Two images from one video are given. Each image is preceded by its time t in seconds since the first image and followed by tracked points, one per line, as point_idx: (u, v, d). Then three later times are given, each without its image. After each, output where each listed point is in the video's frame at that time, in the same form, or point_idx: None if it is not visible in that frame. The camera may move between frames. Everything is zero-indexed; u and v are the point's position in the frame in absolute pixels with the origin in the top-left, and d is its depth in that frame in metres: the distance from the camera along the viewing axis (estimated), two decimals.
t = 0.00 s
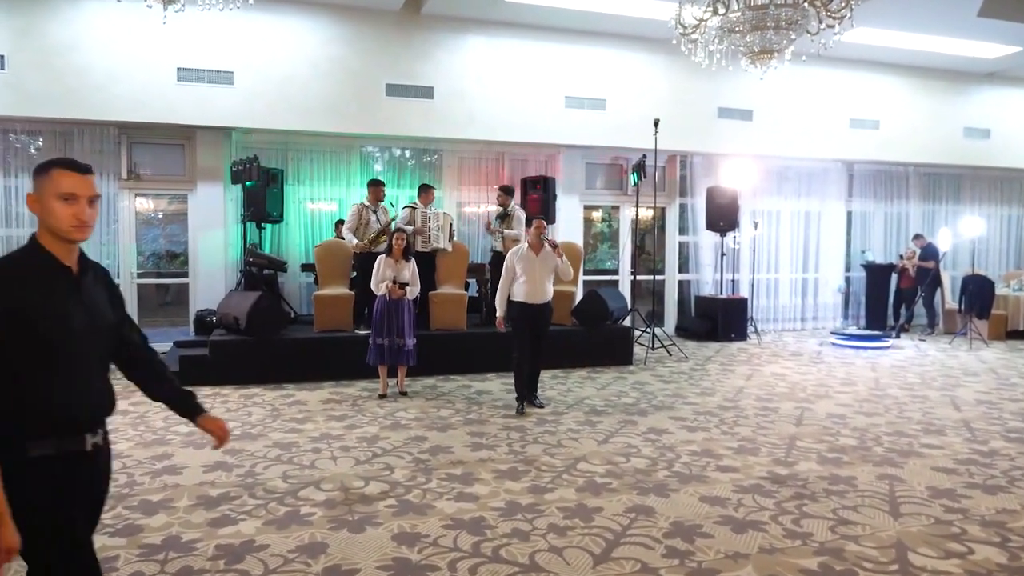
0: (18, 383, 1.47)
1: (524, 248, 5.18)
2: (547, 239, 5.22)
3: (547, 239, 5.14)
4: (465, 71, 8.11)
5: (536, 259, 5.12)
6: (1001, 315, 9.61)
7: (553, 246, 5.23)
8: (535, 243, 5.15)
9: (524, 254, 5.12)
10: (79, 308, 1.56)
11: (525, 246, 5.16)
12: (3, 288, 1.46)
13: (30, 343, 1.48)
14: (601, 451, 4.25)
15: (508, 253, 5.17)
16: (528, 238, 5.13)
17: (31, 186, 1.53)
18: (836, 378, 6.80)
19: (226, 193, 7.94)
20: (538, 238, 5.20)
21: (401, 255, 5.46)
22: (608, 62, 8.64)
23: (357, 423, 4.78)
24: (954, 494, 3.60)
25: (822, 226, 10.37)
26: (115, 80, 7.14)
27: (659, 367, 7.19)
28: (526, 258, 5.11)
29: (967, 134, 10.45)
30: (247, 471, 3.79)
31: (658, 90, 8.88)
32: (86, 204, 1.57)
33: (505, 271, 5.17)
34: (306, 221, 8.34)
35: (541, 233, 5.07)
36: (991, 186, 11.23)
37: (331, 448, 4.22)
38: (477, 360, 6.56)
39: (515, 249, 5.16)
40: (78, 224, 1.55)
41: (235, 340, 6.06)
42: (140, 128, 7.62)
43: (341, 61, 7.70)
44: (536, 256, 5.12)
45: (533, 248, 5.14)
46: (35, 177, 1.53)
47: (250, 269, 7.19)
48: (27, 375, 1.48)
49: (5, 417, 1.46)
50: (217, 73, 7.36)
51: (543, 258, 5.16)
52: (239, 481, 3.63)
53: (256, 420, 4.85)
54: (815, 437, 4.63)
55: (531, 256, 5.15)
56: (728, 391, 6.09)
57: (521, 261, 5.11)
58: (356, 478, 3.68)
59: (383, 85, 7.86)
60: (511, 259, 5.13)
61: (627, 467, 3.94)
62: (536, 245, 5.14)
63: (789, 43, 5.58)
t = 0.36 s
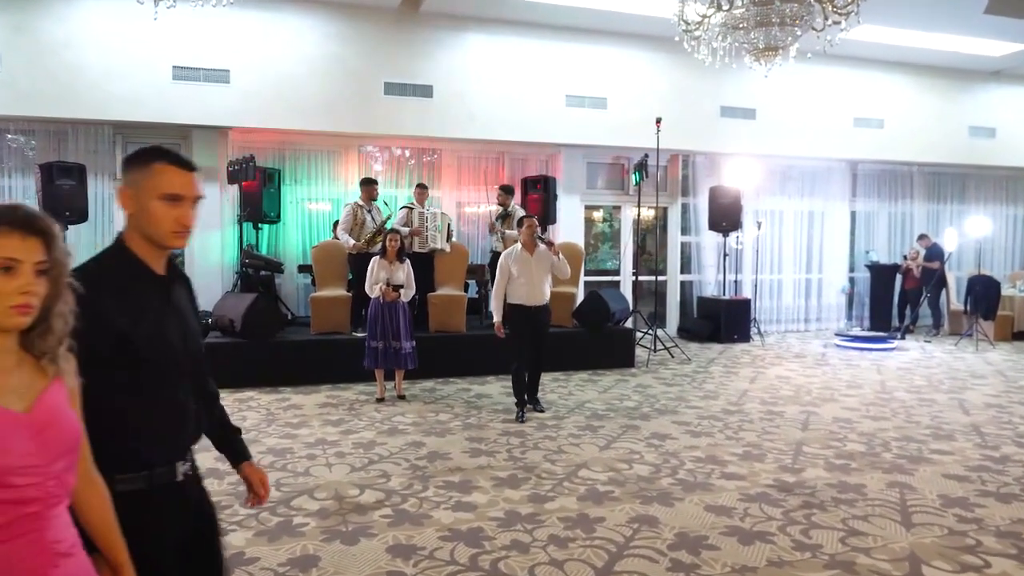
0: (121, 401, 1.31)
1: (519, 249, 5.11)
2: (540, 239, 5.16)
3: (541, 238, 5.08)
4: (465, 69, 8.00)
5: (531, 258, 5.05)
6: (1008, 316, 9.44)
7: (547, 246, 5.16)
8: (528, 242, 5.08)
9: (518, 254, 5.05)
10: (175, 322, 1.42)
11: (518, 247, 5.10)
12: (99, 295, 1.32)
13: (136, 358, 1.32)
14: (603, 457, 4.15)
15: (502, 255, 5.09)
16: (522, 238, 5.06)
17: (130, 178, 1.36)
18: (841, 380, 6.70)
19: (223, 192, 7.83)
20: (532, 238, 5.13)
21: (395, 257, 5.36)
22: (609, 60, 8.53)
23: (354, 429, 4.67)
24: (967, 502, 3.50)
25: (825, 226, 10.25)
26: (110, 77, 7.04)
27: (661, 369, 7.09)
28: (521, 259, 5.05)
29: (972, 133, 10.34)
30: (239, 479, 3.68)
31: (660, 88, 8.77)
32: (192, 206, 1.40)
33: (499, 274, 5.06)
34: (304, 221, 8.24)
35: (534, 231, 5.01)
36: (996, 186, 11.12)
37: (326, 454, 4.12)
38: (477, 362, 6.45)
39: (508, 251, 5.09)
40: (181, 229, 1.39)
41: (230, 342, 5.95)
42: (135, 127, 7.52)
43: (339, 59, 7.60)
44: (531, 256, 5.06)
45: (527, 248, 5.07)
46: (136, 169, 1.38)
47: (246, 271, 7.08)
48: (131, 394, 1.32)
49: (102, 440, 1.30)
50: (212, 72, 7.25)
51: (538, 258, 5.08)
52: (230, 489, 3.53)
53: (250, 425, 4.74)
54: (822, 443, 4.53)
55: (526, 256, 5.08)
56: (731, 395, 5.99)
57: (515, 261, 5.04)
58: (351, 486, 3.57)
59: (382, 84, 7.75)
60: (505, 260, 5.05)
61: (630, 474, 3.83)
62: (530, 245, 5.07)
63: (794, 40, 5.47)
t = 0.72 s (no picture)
0: (261, 442, 1.17)
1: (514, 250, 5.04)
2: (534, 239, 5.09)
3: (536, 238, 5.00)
4: (465, 68, 7.93)
5: (526, 259, 4.97)
6: (1013, 316, 9.36)
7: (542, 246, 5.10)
8: (523, 243, 5.01)
9: (513, 255, 4.96)
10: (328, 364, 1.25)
11: (513, 248, 5.00)
12: (264, 323, 1.17)
13: (284, 403, 1.17)
14: (604, 461, 4.08)
15: (496, 258, 4.98)
16: (517, 239, 4.97)
17: (328, 206, 1.21)
18: (846, 382, 6.62)
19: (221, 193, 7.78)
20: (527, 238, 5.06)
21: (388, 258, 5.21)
22: (611, 59, 8.46)
23: (352, 431, 4.61)
24: (976, 508, 3.43)
25: (828, 227, 10.18)
26: (107, 75, 6.97)
27: (663, 371, 7.01)
28: (516, 260, 4.97)
29: (977, 132, 10.26)
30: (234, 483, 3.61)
31: (662, 87, 8.70)
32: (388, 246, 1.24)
33: (495, 277, 4.95)
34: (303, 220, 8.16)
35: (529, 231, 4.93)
36: (1001, 185, 11.03)
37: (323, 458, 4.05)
38: (477, 364, 6.39)
39: (503, 252, 4.98)
40: (373, 273, 1.23)
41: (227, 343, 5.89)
42: (133, 127, 7.46)
43: (338, 58, 7.54)
44: (526, 257, 4.98)
45: (522, 249, 5.00)
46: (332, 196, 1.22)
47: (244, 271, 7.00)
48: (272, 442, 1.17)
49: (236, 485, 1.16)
50: (210, 71, 7.19)
51: (534, 258, 5.01)
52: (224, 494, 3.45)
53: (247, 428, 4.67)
54: (827, 447, 4.46)
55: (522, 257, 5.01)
56: (735, 397, 5.92)
57: (511, 262, 4.95)
58: (348, 492, 3.50)
59: (382, 83, 7.69)
60: (500, 262, 4.96)
61: (631, 479, 3.77)
62: (525, 245, 4.99)
63: (798, 38, 5.40)
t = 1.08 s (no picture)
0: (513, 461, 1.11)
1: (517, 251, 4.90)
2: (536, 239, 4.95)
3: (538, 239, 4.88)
4: (467, 67, 7.88)
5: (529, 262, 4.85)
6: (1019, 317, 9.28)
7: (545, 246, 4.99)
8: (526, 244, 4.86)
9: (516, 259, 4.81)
10: (558, 364, 1.20)
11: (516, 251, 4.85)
12: (512, 333, 1.11)
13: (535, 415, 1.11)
14: (611, 464, 4.02)
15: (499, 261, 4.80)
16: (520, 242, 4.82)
17: (570, 196, 1.21)
18: (852, 384, 6.57)
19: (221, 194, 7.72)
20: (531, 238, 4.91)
21: (389, 259, 5.20)
22: (614, 58, 8.40)
23: (354, 434, 4.55)
24: (989, 512, 3.37)
25: (832, 227, 10.12)
26: (106, 75, 6.91)
27: (668, 372, 6.96)
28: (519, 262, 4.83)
29: (982, 132, 10.19)
30: (235, 487, 3.55)
31: (665, 87, 8.63)
32: (626, 239, 1.24)
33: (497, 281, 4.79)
34: (304, 220, 8.11)
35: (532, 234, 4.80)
36: (1006, 185, 10.96)
37: (325, 462, 3.99)
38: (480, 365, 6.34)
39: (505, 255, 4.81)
40: (614, 267, 1.23)
41: (228, 345, 5.81)
42: (133, 126, 7.40)
43: (339, 57, 7.48)
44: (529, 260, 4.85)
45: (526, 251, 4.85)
46: (565, 182, 1.22)
47: (245, 272, 6.91)
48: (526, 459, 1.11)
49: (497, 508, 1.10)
50: (210, 70, 7.14)
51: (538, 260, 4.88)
52: (225, 498, 3.40)
53: (248, 430, 4.61)
54: (836, 450, 4.41)
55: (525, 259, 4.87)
56: (741, 399, 5.86)
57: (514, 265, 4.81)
58: (351, 496, 3.45)
59: (383, 82, 7.63)
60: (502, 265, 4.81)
61: (638, 483, 3.71)
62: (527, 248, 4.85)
63: (805, 36, 5.34)
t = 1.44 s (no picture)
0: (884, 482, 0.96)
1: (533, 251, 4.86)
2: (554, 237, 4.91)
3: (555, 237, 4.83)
4: (474, 66, 7.80)
5: (545, 260, 4.81)
6: None
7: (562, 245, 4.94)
8: (542, 243, 4.83)
9: (533, 257, 4.78)
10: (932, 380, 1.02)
11: (532, 248, 4.83)
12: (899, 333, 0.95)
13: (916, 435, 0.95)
14: (626, 469, 3.95)
15: (514, 257, 4.79)
16: (537, 239, 4.79)
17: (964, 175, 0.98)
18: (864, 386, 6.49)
19: (225, 192, 7.62)
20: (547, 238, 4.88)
21: (399, 258, 5.14)
22: (622, 57, 8.32)
23: (364, 437, 4.47)
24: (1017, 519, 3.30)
25: (840, 227, 10.04)
26: (109, 73, 6.85)
27: (678, 374, 6.88)
28: (535, 261, 4.80)
29: (991, 131, 10.10)
30: (244, 492, 3.48)
31: (673, 86, 8.56)
32: None
33: (512, 278, 4.78)
34: (309, 220, 8.05)
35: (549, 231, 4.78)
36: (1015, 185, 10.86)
37: (335, 465, 3.92)
38: (488, 366, 6.26)
39: (521, 253, 4.80)
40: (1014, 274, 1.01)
41: (234, 346, 5.75)
42: (137, 125, 7.34)
43: (345, 56, 7.41)
44: (545, 258, 4.82)
45: (542, 250, 4.83)
46: (937, 174, 0.99)
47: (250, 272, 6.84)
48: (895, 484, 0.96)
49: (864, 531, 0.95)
50: (215, 68, 7.07)
51: (553, 260, 4.85)
52: (235, 504, 3.32)
53: (255, 433, 4.54)
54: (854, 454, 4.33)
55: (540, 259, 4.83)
56: (753, 401, 5.79)
57: (529, 264, 4.78)
58: (363, 501, 3.37)
59: (389, 81, 7.56)
60: (517, 263, 4.78)
61: (656, 488, 3.64)
62: (544, 245, 4.81)
63: (819, 33, 5.28)
